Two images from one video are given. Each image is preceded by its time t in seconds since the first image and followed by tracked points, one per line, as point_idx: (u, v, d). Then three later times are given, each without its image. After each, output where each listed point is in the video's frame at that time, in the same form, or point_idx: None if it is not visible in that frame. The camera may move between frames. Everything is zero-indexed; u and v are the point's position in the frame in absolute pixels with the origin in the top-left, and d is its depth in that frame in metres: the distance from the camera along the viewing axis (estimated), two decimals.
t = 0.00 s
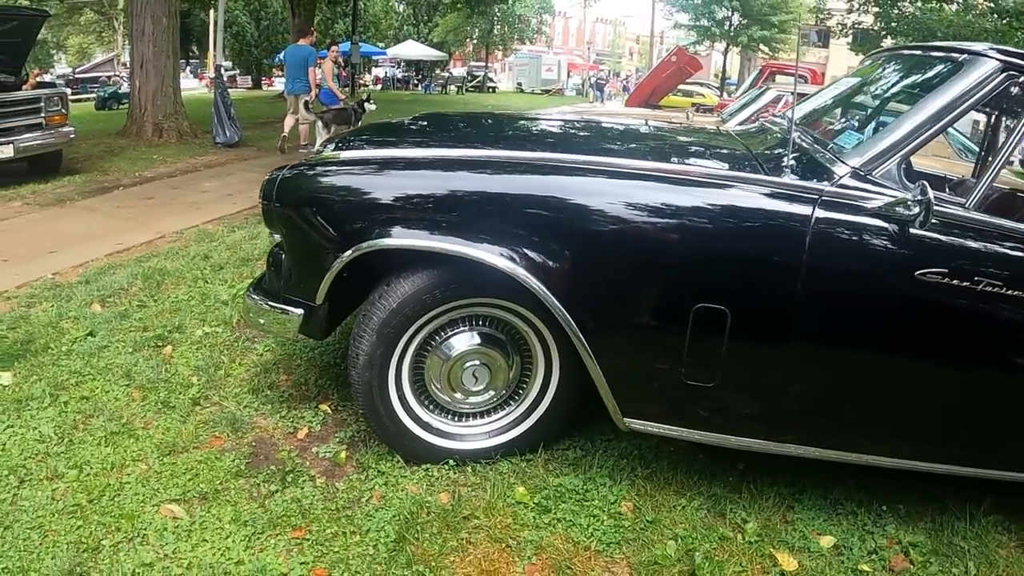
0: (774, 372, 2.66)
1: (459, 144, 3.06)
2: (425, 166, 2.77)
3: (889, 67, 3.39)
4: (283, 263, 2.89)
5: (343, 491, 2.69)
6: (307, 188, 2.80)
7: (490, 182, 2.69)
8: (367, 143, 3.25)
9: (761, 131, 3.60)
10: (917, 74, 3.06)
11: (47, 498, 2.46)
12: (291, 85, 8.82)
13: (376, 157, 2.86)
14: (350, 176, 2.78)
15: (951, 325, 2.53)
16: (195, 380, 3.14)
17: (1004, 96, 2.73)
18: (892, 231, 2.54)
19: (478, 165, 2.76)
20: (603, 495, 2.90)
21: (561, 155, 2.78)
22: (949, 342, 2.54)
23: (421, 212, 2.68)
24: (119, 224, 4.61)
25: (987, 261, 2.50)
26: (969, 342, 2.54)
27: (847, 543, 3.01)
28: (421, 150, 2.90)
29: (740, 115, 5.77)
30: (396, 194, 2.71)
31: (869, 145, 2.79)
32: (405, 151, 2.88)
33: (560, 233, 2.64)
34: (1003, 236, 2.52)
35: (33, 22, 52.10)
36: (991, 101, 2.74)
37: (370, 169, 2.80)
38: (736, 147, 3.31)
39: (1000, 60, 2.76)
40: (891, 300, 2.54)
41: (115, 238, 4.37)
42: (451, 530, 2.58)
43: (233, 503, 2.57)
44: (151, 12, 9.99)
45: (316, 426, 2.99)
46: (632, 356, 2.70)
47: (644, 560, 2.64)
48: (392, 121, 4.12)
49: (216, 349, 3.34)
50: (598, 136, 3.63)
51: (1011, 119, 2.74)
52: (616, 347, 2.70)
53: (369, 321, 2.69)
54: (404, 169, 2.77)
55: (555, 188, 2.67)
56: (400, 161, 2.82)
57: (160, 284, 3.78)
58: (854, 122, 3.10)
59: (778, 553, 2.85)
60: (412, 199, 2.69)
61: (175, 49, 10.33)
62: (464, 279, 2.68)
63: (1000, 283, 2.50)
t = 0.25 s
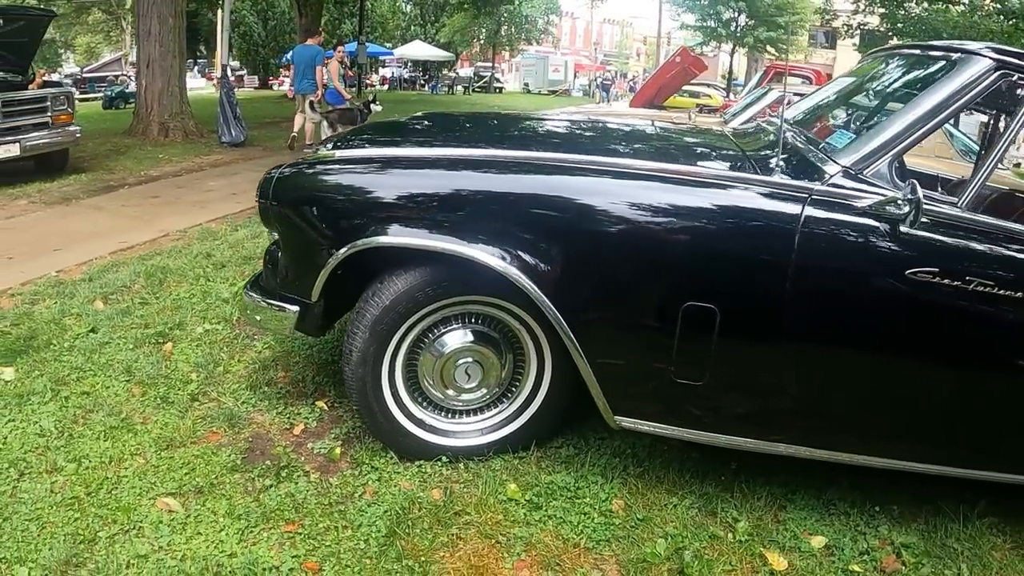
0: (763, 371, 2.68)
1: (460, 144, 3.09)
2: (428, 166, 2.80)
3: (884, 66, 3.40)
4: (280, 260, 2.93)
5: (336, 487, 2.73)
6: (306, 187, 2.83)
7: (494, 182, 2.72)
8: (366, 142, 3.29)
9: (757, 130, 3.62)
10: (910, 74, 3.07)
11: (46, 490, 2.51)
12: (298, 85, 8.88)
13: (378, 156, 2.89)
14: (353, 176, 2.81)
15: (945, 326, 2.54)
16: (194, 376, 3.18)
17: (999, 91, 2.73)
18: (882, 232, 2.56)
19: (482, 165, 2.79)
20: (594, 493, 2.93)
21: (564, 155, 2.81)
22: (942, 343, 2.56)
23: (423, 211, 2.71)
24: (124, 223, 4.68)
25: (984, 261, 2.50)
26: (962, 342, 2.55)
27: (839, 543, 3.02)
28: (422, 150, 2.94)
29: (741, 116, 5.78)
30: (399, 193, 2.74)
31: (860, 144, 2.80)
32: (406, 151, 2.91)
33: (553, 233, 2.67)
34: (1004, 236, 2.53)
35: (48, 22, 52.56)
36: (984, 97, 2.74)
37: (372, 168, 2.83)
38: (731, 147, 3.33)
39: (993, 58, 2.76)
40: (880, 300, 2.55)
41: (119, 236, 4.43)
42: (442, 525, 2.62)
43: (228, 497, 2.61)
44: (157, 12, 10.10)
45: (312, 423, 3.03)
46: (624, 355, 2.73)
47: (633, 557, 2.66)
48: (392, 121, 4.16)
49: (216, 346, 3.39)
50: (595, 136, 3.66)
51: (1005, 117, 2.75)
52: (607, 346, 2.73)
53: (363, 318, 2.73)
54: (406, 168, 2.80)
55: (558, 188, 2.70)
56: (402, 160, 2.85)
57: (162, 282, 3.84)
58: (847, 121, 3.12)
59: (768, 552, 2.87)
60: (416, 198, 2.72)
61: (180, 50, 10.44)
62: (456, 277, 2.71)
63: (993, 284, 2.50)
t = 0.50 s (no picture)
0: (754, 371, 2.69)
1: (464, 145, 3.11)
2: (432, 166, 2.82)
3: (881, 66, 3.40)
4: (277, 259, 2.97)
5: (330, 484, 2.77)
6: (307, 185, 2.86)
7: (499, 183, 2.74)
8: (368, 142, 3.32)
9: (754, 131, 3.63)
10: (906, 74, 3.07)
11: (45, 485, 2.56)
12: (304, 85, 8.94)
13: (381, 155, 2.92)
14: (356, 176, 2.84)
15: (937, 326, 2.55)
16: (193, 373, 3.23)
17: (996, 90, 2.73)
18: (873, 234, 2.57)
19: (488, 166, 2.82)
20: (587, 492, 2.95)
21: (568, 157, 2.82)
22: (935, 345, 2.57)
23: (426, 211, 2.74)
24: (129, 222, 4.73)
25: (975, 262, 2.51)
26: (955, 343, 2.56)
27: (831, 544, 3.03)
28: (425, 150, 2.96)
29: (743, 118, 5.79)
30: (401, 193, 2.76)
31: (852, 144, 2.81)
32: (410, 151, 2.93)
33: (546, 234, 2.70)
34: (990, 237, 2.55)
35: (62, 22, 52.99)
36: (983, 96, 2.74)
37: (376, 168, 2.86)
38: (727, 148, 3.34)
39: (988, 57, 2.77)
40: (870, 302, 2.57)
41: (124, 235, 4.49)
42: (434, 523, 2.65)
43: (224, 493, 2.65)
44: (162, 11, 10.30)
45: (308, 420, 3.07)
46: (616, 355, 2.75)
47: (623, 557, 2.68)
48: (392, 121, 4.20)
49: (215, 344, 3.43)
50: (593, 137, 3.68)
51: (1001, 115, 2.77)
52: (599, 345, 2.75)
53: (357, 317, 2.77)
54: (410, 169, 2.83)
55: (562, 188, 2.72)
56: (405, 160, 2.88)
57: (164, 280, 3.89)
58: (841, 120, 3.13)
59: (759, 553, 2.88)
60: (419, 198, 2.75)
61: (186, 50, 10.60)
62: (449, 276, 2.74)
63: (985, 284, 2.51)
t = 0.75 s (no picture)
0: (742, 371, 2.72)
1: (468, 146, 3.15)
2: (434, 167, 2.86)
3: (877, 66, 3.41)
4: (273, 258, 3.02)
5: (324, 481, 2.81)
6: (308, 185, 2.91)
7: (503, 184, 2.77)
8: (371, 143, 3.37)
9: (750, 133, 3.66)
10: (899, 74, 3.08)
11: (44, 479, 2.62)
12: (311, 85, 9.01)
13: (383, 156, 2.96)
14: (359, 176, 2.88)
15: (928, 327, 2.57)
16: (192, 371, 3.28)
17: (986, 90, 2.74)
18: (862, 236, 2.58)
19: (492, 167, 2.85)
20: (578, 491, 2.98)
21: (573, 159, 2.86)
22: (927, 346, 2.58)
23: (430, 210, 2.77)
24: (133, 221, 4.80)
25: (970, 263, 2.53)
26: (949, 345, 2.57)
27: (822, 546, 3.05)
28: (425, 150, 3.00)
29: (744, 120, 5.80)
30: (404, 193, 2.79)
31: (842, 145, 2.83)
32: (412, 151, 2.97)
33: (537, 234, 2.73)
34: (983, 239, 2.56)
35: (73, 21, 53.43)
36: (975, 96, 2.74)
37: (377, 169, 2.90)
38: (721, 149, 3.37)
39: (979, 58, 2.78)
40: (859, 303, 2.59)
41: (128, 234, 4.56)
42: (424, 520, 2.69)
43: (218, 488, 2.70)
44: (170, 12, 10.39)
45: (304, 418, 3.11)
46: (606, 355, 2.78)
47: (611, 555, 2.71)
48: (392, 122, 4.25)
49: (214, 342, 3.49)
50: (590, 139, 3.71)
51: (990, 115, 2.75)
52: (589, 346, 2.78)
53: (350, 316, 2.82)
54: (411, 169, 2.87)
55: (566, 189, 2.75)
56: (408, 161, 2.92)
57: (166, 279, 3.95)
58: (833, 121, 3.14)
59: (748, 554, 2.90)
60: (422, 198, 2.78)
61: (191, 50, 10.77)
62: (441, 276, 2.79)
63: (976, 285, 2.53)
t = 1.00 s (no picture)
0: (731, 372, 2.74)
1: (472, 147, 3.18)
2: (437, 168, 2.90)
3: (872, 66, 3.42)
4: (269, 257, 3.06)
5: (318, 478, 2.85)
6: (311, 184, 2.94)
7: (503, 185, 2.80)
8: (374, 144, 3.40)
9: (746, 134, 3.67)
10: (892, 75, 3.10)
11: (43, 474, 2.66)
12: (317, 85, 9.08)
13: (386, 157, 3.00)
14: (362, 177, 2.91)
15: (921, 329, 2.57)
16: (191, 369, 3.33)
17: (979, 90, 2.75)
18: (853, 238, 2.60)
19: (497, 169, 2.88)
20: (570, 491, 3.01)
21: (578, 161, 2.88)
22: (923, 346, 2.58)
23: (438, 210, 2.80)
24: (137, 220, 4.86)
25: (974, 267, 2.54)
26: (949, 348, 2.57)
27: (813, 547, 3.06)
28: (429, 151, 3.04)
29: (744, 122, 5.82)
30: (409, 194, 2.82)
31: (833, 147, 2.85)
32: (415, 153, 3.01)
33: (530, 235, 2.76)
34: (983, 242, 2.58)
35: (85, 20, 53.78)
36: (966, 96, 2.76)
37: (380, 169, 2.93)
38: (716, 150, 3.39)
39: (972, 58, 2.79)
40: (851, 305, 2.60)
41: (131, 233, 4.61)
42: (416, 518, 2.73)
43: (214, 485, 2.75)
44: (173, 11, 10.66)
45: (301, 416, 3.16)
46: (597, 356, 2.81)
47: (601, 554, 2.73)
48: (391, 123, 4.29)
49: (214, 341, 3.53)
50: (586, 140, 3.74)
51: (984, 116, 2.77)
52: (580, 346, 2.81)
53: (344, 315, 2.86)
54: (415, 170, 2.90)
55: (571, 191, 2.77)
56: (411, 162, 2.95)
57: (168, 278, 4.00)
58: (827, 122, 3.16)
59: (738, 554, 2.92)
60: (426, 198, 2.81)
61: (197, 50, 10.94)
62: (433, 276, 2.82)
63: (967, 286, 2.54)
